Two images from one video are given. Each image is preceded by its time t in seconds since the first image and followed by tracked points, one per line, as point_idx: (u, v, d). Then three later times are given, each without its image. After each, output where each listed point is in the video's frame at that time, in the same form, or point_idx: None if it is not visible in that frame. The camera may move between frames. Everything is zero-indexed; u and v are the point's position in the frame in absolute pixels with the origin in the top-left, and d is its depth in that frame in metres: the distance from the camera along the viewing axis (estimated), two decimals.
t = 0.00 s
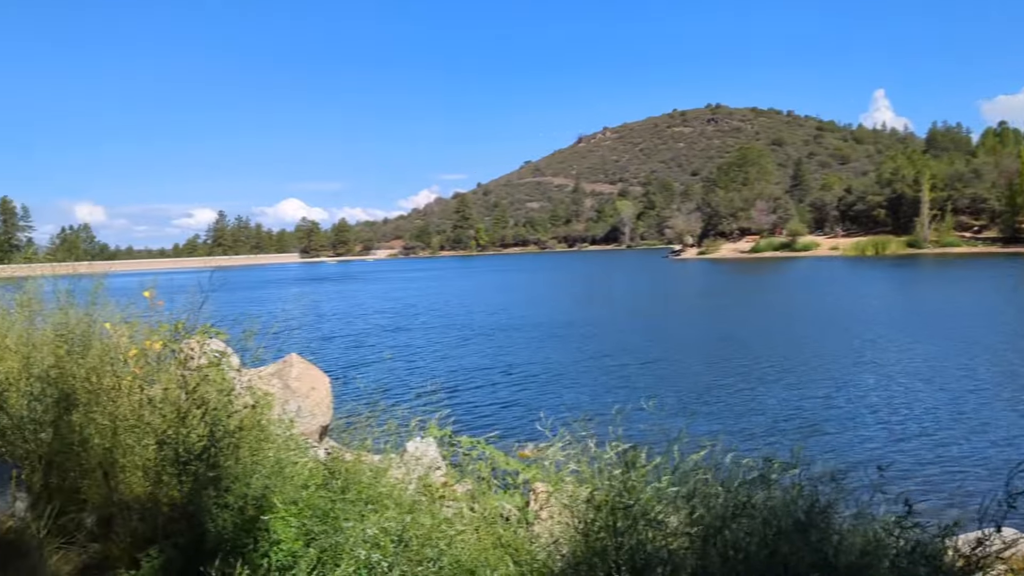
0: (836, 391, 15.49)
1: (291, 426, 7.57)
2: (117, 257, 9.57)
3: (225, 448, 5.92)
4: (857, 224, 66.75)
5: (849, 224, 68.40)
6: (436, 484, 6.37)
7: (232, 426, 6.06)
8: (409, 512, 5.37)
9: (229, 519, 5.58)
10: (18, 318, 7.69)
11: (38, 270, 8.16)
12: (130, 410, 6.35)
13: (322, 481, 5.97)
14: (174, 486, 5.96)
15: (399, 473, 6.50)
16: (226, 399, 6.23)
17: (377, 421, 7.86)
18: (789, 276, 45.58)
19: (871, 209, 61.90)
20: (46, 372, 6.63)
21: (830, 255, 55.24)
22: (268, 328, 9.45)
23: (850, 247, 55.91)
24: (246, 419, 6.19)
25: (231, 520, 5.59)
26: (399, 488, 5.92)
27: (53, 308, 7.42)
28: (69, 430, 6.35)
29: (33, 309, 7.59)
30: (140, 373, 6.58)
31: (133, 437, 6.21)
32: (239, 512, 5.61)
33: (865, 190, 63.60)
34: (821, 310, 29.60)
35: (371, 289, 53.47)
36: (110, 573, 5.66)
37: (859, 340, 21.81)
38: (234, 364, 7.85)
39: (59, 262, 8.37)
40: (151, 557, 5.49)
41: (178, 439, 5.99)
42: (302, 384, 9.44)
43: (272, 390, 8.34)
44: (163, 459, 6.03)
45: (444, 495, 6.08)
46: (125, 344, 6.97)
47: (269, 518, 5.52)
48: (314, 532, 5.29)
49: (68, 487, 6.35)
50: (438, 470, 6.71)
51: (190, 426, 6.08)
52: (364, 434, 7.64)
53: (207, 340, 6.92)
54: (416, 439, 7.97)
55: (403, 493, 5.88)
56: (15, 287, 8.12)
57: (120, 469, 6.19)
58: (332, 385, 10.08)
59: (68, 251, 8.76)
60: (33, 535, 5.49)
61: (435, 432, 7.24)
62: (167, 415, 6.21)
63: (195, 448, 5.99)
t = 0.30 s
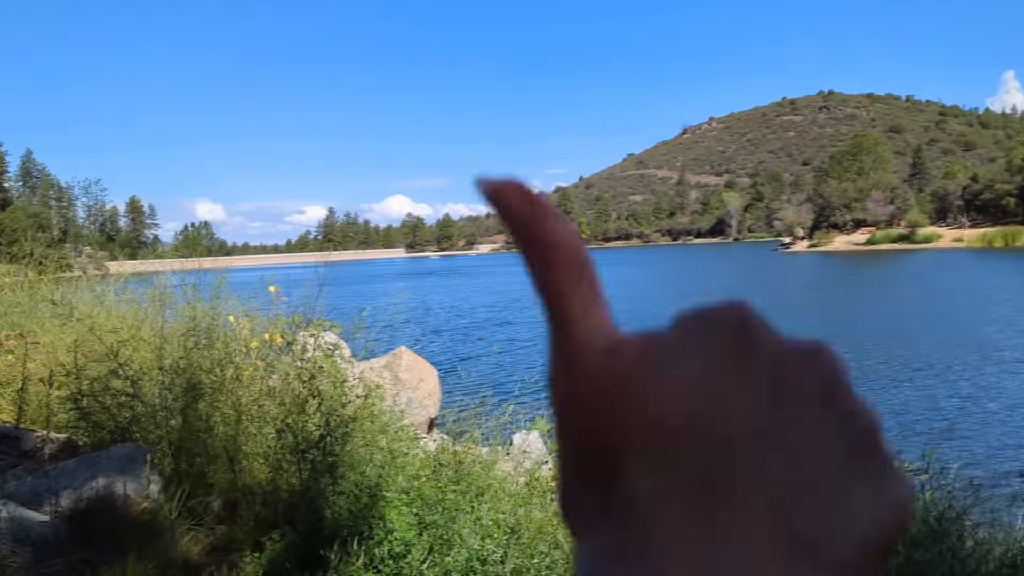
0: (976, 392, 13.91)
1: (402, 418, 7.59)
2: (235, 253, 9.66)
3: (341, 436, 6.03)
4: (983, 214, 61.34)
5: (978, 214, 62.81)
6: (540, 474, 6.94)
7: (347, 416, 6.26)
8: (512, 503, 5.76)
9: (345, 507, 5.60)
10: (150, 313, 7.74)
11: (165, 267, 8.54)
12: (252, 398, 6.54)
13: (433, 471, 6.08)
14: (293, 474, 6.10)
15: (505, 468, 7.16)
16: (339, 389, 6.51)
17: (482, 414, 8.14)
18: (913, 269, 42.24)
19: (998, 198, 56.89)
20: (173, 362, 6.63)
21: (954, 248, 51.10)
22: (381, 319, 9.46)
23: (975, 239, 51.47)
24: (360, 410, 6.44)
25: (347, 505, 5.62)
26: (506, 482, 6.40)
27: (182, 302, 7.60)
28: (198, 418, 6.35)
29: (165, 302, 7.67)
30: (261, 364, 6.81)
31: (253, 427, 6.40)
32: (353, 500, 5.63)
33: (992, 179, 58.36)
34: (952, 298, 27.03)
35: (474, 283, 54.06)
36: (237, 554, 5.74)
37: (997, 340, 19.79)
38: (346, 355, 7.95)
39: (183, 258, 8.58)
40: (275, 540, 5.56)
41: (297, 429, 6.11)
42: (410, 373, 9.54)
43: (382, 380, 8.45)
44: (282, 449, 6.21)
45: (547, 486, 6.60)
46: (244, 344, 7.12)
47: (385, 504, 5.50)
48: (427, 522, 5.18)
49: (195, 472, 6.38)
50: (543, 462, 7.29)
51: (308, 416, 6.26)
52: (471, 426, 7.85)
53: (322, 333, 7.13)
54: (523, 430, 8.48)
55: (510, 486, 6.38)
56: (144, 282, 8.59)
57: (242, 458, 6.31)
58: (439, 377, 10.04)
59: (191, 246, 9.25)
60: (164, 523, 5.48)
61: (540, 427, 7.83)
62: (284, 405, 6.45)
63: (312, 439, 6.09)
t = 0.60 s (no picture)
0: None
1: (495, 412, 7.49)
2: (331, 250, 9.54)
3: (435, 428, 6.10)
4: None
5: None
6: (634, 470, 6.69)
7: (441, 409, 6.31)
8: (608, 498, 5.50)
9: (441, 496, 5.56)
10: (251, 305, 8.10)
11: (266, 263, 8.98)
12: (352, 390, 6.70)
13: (526, 465, 5.99)
14: (391, 464, 6.05)
15: (598, 462, 6.94)
16: (435, 381, 6.57)
17: (578, 406, 7.81)
18: None
19: None
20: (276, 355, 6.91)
21: None
22: (477, 311, 9.35)
23: None
24: (454, 403, 6.55)
25: (443, 494, 5.59)
26: (600, 478, 6.19)
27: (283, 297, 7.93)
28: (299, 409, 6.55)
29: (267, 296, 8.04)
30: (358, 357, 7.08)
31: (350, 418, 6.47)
32: (449, 491, 5.59)
33: None
34: None
35: (564, 278, 53.88)
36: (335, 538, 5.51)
37: None
38: (441, 352, 7.88)
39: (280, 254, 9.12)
40: (376, 528, 5.49)
41: (395, 420, 6.15)
42: (502, 366, 9.45)
43: (476, 373, 8.39)
44: (378, 440, 6.18)
45: (642, 483, 6.29)
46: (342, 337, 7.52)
47: (479, 494, 5.39)
48: (523, 515, 5.02)
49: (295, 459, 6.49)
50: (639, 459, 7.04)
51: (404, 408, 6.27)
52: (567, 419, 7.59)
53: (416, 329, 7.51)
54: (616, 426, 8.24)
55: (605, 481, 6.17)
56: (247, 278, 8.94)
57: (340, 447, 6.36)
58: (531, 372, 9.85)
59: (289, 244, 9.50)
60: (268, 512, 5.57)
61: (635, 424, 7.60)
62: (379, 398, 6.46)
63: (410, 430, 6.14)
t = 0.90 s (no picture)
0: None
1: (587, 408, 7.37)
2: (421, 247, 9.61)
3: (527, 423, 5.98)
4: None
5: None
6: (730, 470, 6.41)
7: (534, 405, 6.23)
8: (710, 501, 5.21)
9: (535, 491, 5.34)
10: (350, 301, 8.43)
11: (363, 261, 9.40)
12: (446, 385, 6.77)
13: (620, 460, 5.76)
14: (485, 457, 5.96)
15: (692, 460, 6.68)
16: (527, 378, 6.54)
17: (673, 402, 7.56)
18: None
19: None
20: (372, 349, 7.11)
21: None
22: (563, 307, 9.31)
23: None
24: (545, 399, 6.53)
25: (537, 489, 5.41)
26: (696, 477, 5.91)
27: (380, 293, 8.21)
28: (395, 402, 6.59)
29: (365, 293, 8.32)
30: (453, 351, 7.12)
31: (444, 412, 6.53)
32: (543, 485, 5.39)
33: None
34: None
35: (655, 275, 52.98)
36: (432, 533, 5.50)
37: None
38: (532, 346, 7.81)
39: (375, 252, 9.45)
40: (471, 519, 5.31)
41: (486, 414, 6.09)
42: (593, 363, 9.24)
43: (567, 370, 8.25)
44: (474, 433, 6.12)
45: (739, 484, 5.96)
46: (437, 332, 7.60)
47: (575, 491, 5.18)
48: (618, 511, 4.81)
49: (393, 451, 6.49)
50: (735, 458, 6.73)
51: (495, 402, 6.27)
52: (663, 412, 7.35)
53: (505, 325, 7.55)
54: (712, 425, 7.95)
55: (699, 482, 5.86)
56: (344, 274, 9.36)
57: (436, 440, 6.37)
58: (621, 366, 9.69)
59: (379, 241, 9.68)
60: (367, 503, 5.65)
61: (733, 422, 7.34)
62: (473, 393, 6.47)
63: (501, 423, 6.06)
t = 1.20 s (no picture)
0: None
1: (654, 418, 7.19)
2: (482, 257, 9.62)
3: (595, 434, 5.84)
4: None
5: None
6: (806, 481, 6.05)
7: (600, 416, 6.12)
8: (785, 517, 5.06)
9: (605, 503, 5.20)
10: (416, 311, 8.56)
11: (427, 271, 9.52)
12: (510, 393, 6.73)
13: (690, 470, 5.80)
14: (552, 468, 5.84)
15: (765, 473, 6.37)
16: (591, 387, 6.44)
17: (744, 414, 7.28)
18: None
19: None
20: (439, 358, 7.18)
21: None
22: (628, 316, 9.18)
23: None
24: (612, 408, 6.42)
25: (607, 500, 5.28)
26: (770, 491, 5.70)
27: (446, 303, 8.31)
28: (462, 411, 6.58)
29: (432, 304, 8.40)
30: (518, 361, 7.09)
31: (510, 421, 6.45)
32: (612, 497, 5.24)
33: None
34: None
35: (716, 283, 52.08)
36: (502, 544, 5.40)
37: None
38: (597, 356, 7.70)
39: (438, 262, 9.54)
40: (541, 531, 5.19)
41: (553, 424, 5.99)
42: (660, 374, 9.02)
43: (632, 380, 8.05)
44: (541, 443, 6.02)
45: (817, 495, 5.73)
46: (502, 342, 7.60)
47: (645, 503, 5.06)
48: (689, 523, 4.67)
49: (461, 461, 6.44)
50: (811, 468, 6.41)
51: (562, 412, 6.15)
52: (732, 422, 7.09)
53: (569, 334, 7.43)
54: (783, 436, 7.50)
55: (774, 495, 5.65)
56: (411, 285, 9.53)
57: (503, 450, 6.28)
58: (687, 376, 9.47)
59: (440, 252, 9.72)
60: (438, 514, 5.54)
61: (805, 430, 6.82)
62: (538, 403, 6.41)
63: (569, 434, 5.94)
